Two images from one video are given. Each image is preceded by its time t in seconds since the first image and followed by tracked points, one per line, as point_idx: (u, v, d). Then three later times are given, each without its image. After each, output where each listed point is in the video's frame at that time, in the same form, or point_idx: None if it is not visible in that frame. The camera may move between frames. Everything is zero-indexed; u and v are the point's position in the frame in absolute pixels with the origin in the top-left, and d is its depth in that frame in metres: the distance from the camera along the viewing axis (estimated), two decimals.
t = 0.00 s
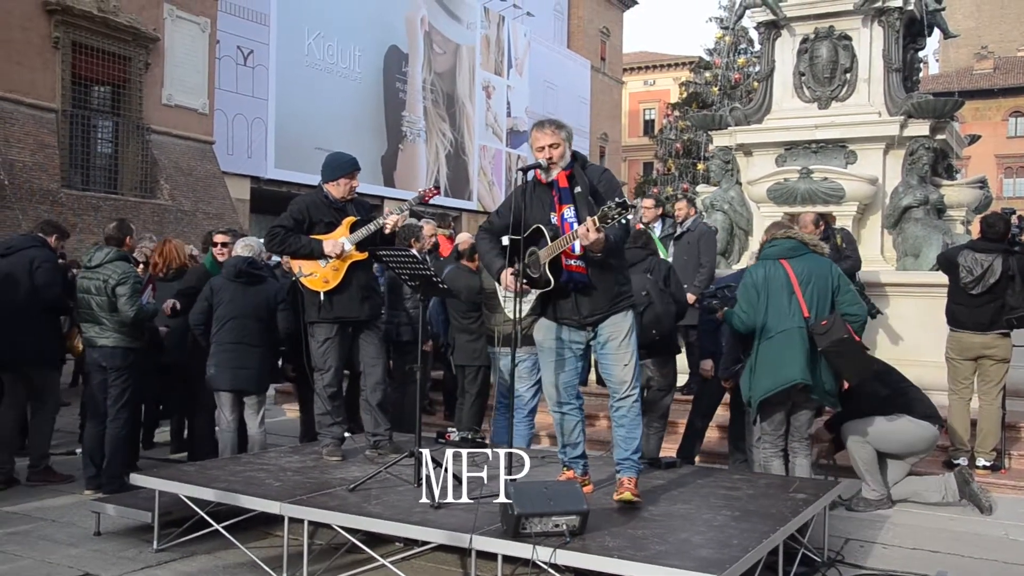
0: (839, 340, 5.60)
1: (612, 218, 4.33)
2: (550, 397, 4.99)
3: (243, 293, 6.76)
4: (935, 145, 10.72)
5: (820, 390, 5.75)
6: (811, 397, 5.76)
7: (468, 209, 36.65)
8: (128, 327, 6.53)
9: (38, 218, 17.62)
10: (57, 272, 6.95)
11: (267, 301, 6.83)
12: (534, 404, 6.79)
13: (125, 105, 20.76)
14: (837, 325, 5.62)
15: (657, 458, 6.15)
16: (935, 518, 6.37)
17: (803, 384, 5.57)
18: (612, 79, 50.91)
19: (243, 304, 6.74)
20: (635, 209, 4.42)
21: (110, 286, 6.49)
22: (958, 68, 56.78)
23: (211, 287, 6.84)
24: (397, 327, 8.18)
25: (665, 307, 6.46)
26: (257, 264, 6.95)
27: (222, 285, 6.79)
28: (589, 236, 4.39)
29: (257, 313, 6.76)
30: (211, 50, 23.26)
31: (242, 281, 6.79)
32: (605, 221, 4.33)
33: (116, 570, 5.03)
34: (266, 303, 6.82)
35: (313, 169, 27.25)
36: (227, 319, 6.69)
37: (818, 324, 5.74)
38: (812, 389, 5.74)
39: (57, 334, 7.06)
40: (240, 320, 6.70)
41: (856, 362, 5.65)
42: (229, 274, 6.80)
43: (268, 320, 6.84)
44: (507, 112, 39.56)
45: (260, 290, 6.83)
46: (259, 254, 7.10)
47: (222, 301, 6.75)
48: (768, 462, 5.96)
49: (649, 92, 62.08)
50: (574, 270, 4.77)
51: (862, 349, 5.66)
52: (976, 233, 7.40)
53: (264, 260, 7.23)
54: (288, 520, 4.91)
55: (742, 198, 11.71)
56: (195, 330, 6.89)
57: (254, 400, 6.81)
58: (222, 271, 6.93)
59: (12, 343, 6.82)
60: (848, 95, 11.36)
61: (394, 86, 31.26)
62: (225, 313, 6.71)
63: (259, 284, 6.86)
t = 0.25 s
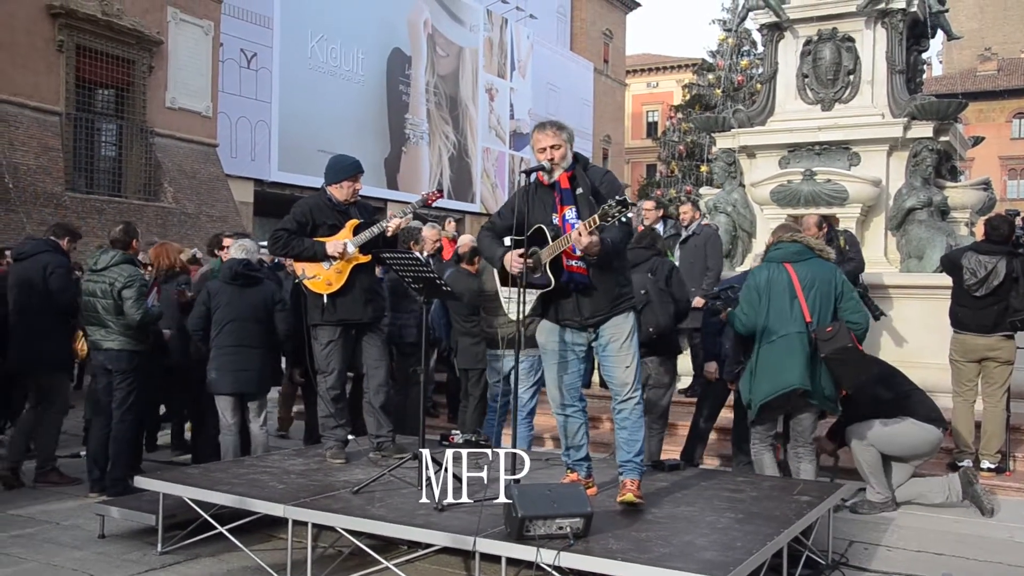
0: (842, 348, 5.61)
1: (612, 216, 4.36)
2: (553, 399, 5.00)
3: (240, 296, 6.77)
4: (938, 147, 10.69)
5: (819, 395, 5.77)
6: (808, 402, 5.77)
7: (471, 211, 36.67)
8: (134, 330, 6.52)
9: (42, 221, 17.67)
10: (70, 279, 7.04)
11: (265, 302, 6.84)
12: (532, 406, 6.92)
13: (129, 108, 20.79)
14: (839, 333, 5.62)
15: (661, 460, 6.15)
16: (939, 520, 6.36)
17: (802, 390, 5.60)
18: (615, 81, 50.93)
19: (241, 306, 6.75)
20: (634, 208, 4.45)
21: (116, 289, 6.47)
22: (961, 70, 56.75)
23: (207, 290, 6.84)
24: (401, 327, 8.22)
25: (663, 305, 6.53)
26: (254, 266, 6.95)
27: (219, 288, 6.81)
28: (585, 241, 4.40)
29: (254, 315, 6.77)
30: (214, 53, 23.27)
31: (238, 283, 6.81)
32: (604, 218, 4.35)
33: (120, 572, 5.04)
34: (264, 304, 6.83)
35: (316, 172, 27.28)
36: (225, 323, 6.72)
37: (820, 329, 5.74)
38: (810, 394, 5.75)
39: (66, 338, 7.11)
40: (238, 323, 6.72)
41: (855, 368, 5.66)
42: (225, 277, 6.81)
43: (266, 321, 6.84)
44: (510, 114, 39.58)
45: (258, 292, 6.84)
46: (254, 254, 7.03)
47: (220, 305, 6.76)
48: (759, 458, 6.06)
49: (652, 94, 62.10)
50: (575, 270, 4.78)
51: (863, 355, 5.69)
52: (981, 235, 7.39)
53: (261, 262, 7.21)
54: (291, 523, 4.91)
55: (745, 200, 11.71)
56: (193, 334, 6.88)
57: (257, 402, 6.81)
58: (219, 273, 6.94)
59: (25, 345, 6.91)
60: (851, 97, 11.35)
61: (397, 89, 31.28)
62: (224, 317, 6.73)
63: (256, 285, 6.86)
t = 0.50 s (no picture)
0: (826, 348, 5.58)
1: (603, 219, 4.37)
2: (551, 400, 5.01)
3: (239, 297, 6.77)
4: (937, 148, 10.71)
5: (804, 396, 5.76)
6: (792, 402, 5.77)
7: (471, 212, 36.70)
8: (136, 332, 6.53)
9: (41, 222, 17.68)
10: (70, 281, 7.05)
11: (265, 303, 6.85)
12: (528, 405, 6.86)
13: (128, 109, 20.77)
14: (822, 334, 5.61)
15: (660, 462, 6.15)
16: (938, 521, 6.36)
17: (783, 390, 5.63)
18: (614, 82, 50.96)
19: (242, 307, 6.76)
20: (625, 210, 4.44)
21: (119, 291, 6.48)
22: (961, 71, 56.78)
23: (206, 292, 6.82)
24: (402, 327, 8.23)
25: (655, 306, 6.62)
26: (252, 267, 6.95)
27: (218, 289, 6.79)
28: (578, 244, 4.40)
29: (252, 315, 6.77)
30: (213, 54, 23.26)
31: (236, 284, 6.80)
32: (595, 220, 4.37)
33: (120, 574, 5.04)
34: (264, 304, 6.84)
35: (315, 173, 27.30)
36: (224, 324, 6.71)
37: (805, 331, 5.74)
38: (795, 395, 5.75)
39: (67, 339, 7.12)
40: (238, 324, 6.72)
41: (842, 370, 5.63)
42: (223, 278, 6.81)
43: (266, 321, 6.85)
44: (510, 115, 39.58)
45: (256, 291, 6.83)
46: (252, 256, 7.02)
47: (220, 306, 6.75)
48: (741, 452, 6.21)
49: (651, 95, 62.12)
50: (571, 273, 4.80)
51: (849, 357, 5.66)
52: (980, 237, 7.39)
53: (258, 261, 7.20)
54: (290, 524, 4.92)
55: (744, 202, 11.71)
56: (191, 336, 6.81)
57: (258, 403, 6.81)
58: (216, 274, 6.93)
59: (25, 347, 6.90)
60: (850, 98, 11.36)
61: (396, 90, 31.29)
62: (223, 318, 6.72)
63: (255, 285, 6.86)
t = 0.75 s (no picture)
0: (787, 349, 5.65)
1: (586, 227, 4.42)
2: (555, 402, 5.05)
3: (252, 300, 6.79)
4: (938, 151, 10.70)
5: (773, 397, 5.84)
6: (761, 403, 5.84)
7: (472, 215, 36.71)
8: (143, 335, 6.53)
9: (43, 225, 17.70)
10: (67, 282, 7.04)
11: (275, 309, 6.90)
12: (528, 408, 6.85)
13: (130, 112, 20.78)
14: (784, 335, 5.67)
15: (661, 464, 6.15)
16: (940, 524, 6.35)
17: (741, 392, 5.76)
18: (615, 85, 50.99)
19: (256, 309, 6.79)
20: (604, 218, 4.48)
21: (127, 294, 6.50)
22: (962, 74, 56.78)
23: (218, 293, 6.79)
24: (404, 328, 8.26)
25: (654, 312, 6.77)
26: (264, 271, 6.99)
27: (230, 292, 6.78)
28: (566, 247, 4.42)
29: (262, 318, 6.80)
30: (215, 57, 23.26)
31: (252, 288, 6.84)
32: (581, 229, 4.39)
33: None
34: (273, 308, 6.89)
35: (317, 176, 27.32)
36: (236, 327, 6.71)
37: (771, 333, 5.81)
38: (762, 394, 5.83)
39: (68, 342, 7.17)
40: (250, 327, 6.74)
41: (805, 373, 5.66)
42: (237, 282, 6.83)
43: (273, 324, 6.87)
44: (511, 118, 39.59)
45: (266, 297, 6.87)
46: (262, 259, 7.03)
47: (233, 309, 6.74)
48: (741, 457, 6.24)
49: (652, 98, 62.14)
50: (566, 275, 4.80)
51: (811, 360, 5.66)
52: (981, 240, 7.39)
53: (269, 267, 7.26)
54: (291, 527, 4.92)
55: (746, 204, 11.72)
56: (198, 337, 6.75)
57: (262, 405, 6.82)
58: (228, 278, 6.93)
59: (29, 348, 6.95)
60: (851, 101, 11.36)
61: (397, 93, 31.31)
62: (235, 321, 6.71)
63: (265, 291, 6.91)
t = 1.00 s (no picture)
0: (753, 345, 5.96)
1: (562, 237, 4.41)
2: (562, 404, 5.04)
3: (263, 305, 6.78)
4: (937, 151, 10.68)
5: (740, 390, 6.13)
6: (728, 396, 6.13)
7: (470, 218, 36.73)
8: (145, 340, 6.53)
9: (41, 230, 17.71)
10: (55, 285, 7.10)
11: (283, 313, 6.89)
12: (527, 412, 6.86)
13: (128, 116, 20.78)
14: (745, 329, 6.04)
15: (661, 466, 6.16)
16: (939, 525, 6.36)
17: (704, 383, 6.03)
18: (613, 87, 51.03)
19: (267, 312, 6.80)
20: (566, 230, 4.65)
21: (132, 298, 6.51)
22: (959, 75, 56.83)
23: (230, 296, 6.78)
24: (404, 330, 8.27)
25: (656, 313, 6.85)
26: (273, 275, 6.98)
27: (243, 295, 6.75)
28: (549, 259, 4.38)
29: (271, 323, 6.80)
30: (213, 61, 23.24)
31: (263, 291, 6.81)
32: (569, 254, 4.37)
33: None
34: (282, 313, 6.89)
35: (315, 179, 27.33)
36: (248, 330, 6.70)
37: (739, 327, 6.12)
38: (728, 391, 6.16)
39: (62, 345, 7.20)
40: (260, 331, 6.73)
41: (771, 363, 5.92)
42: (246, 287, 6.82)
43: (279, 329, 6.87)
44: (509, 120, 39.60)
45: (276, 303, 6.86)
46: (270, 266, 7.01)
47: (244, 312, 6.73)
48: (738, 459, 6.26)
49: (650, 100, 62.22)
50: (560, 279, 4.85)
51: (778, 351, 5.94)
52: (980, 241, 7.39)
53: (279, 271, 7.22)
54: (291, 530, 4.91)
55: (744, 206, 11.74)
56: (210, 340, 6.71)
57: (263, 410, 6.83)
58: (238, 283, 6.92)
59: (31, 352, 7.02)
60: (849, 103, 11.37)
61: (395, 96, 31.32)
62: (245, 324, 6.71)
63: (276, 296, 6.89)
